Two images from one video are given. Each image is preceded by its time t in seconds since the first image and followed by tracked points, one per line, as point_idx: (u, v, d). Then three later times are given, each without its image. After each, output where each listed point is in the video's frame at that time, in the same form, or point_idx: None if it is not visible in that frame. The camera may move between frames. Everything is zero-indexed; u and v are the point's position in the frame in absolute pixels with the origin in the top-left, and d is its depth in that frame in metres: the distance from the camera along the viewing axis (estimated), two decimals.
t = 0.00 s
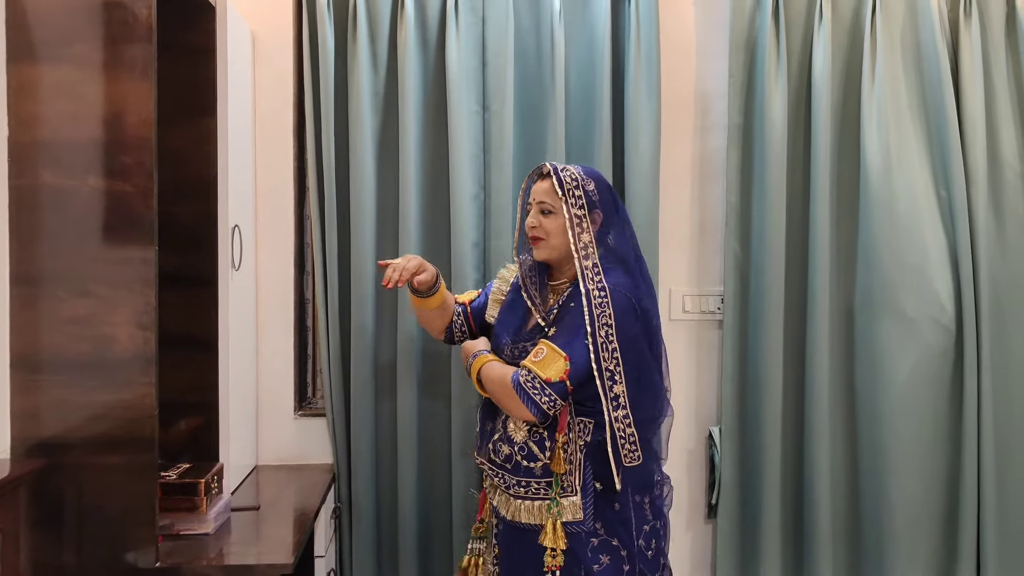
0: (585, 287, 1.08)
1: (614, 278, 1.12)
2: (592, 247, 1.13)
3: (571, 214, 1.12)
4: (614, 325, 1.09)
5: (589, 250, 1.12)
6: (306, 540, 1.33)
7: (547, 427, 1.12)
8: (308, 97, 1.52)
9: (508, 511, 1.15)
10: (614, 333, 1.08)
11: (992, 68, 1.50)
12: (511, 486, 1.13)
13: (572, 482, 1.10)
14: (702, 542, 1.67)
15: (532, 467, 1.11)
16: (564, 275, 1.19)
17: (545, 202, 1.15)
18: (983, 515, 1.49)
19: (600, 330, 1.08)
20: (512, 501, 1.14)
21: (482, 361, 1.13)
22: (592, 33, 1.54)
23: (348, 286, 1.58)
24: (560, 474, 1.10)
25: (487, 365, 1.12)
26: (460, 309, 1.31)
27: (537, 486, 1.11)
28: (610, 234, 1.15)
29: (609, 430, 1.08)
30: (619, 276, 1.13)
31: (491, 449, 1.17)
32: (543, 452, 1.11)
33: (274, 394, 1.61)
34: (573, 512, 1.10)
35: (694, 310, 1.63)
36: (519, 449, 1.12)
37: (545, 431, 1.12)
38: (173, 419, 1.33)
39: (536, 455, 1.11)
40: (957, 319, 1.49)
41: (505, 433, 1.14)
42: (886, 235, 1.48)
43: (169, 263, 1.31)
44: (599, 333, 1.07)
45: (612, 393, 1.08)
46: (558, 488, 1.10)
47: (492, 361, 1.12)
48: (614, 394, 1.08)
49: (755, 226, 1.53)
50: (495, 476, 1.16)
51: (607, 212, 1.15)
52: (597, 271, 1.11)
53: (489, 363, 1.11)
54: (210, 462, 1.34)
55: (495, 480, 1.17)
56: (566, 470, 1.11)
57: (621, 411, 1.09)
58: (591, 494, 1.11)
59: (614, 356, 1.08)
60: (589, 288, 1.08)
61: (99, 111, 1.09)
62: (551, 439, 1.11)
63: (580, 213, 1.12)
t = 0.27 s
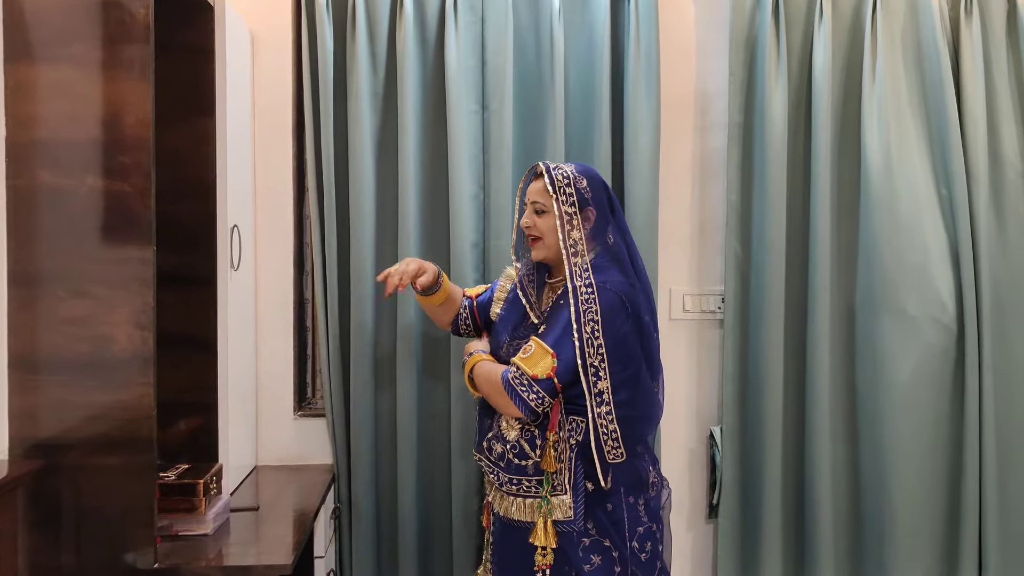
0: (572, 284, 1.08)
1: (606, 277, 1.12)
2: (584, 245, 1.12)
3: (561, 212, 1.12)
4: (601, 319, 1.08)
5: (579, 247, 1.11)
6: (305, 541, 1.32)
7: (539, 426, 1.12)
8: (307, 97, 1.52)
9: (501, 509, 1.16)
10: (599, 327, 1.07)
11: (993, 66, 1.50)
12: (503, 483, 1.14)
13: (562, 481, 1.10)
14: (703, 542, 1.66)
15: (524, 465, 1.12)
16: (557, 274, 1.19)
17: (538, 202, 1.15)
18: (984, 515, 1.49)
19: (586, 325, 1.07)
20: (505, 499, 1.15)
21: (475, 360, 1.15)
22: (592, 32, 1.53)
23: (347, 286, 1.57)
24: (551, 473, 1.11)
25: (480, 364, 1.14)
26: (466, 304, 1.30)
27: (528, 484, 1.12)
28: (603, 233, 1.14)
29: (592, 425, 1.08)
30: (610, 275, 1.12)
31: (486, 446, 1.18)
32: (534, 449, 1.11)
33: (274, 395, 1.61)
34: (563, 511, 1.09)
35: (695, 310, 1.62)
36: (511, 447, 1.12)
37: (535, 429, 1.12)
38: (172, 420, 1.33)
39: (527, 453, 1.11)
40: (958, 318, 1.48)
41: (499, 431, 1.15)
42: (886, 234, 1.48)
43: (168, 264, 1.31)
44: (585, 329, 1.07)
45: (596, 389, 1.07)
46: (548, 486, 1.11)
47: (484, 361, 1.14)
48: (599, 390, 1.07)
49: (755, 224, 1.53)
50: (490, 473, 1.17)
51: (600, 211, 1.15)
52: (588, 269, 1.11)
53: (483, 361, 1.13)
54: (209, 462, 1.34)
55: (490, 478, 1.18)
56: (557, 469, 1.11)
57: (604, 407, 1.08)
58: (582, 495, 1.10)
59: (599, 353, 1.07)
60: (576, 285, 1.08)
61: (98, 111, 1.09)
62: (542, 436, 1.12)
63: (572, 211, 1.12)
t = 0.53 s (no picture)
0: (588, 282, 1.05)
1: (615, 273, 1.10)
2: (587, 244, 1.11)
3: (562, 213, 1.10)
4: (622, 313, 1.04)
5: (585, 246, 1.10)
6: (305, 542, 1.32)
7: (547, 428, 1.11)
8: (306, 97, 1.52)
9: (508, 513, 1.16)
10: (623, 320, 1.04)
11: (994, 65, 1.50)
12: (512, 487, 1.14)
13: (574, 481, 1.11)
14: (703, 542, 1.66)
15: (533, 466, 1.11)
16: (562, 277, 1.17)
17: (536, 205, 1.12)
18: (986, 516, 1.48)
19: (611, 319, 1.03)
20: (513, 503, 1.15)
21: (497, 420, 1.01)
22: (591, 32, 1.53)
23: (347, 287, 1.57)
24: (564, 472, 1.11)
25: (500, 427, 1.01)
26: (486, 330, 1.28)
27: (538, 486, 1.12)
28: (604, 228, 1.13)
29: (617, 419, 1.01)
30: (617, 269, 1.10)
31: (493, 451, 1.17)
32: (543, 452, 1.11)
33: (273, 396, 1.61)
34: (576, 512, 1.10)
35: (695, 310, 1.62)
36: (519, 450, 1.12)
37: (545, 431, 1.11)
38: (171, 420, 1.32)
39: (536, 455, 1.11)
40: (959, 318, 1.48)
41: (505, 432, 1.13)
42: (887, 234, 1.47)
43: (167, 264, 1.31)
44: (610, 321, 1.02)
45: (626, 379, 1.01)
46: (559, 487, 1.11)
47: (503, 421, 1.01)
48: (627, 379, 1.02)
49: (755, 224, 1.53)
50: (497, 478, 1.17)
51: (598, 209, 1.14)
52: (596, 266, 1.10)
53: (501, 422, 1.01)
54: (209, 463, 1.33)
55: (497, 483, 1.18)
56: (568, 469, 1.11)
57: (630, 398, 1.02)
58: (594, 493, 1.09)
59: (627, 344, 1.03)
60: (591, 282, 1.06)
61: (96, 111, 1.09)
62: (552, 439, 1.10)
63: (571, 211, 1.11)
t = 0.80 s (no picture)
0: (619, 273, 1.00)
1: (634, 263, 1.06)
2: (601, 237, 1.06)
3: (570, 210, 1.05)
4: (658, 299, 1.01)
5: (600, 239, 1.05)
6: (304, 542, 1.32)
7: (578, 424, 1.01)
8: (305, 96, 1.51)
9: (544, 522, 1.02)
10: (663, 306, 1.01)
11: (995, 64, 1.49)
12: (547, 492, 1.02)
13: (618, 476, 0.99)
14: (703, 541, 1.65)
15: (569, 469, 1.01)
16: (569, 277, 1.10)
17: (538, 207, 1.07)
18: (988, 515, 1.48)
19: (654, 305, 0.99)
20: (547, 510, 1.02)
21: (604, 462, 0.91)
22: (591, 30, 1.52)
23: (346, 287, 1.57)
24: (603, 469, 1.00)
25: (614, 459, 0.92)
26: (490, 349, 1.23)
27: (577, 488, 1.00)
28: (608, 218, 1.09)
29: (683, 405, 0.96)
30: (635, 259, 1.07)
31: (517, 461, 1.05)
32: (579, 450, 1.01)
33: (272, 395, 1.60)
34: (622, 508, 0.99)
35: (695, 309, 1.62)
36: (552, 453, 1.02)
37: (579, 430, 1.01)
38: (170, 420, 1.32)
39: (571, 455, 1.01)
40: (960, 316, 1.47)
41: (532, 436, 1.03)
42: (888, 232, 1.47)
43: (166, 264, 1.31)
44: (655, 307, 0.99)
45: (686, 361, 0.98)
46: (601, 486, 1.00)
47: (612, 453, 0.92)
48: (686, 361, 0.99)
49: (756, 223, 1.52)
50: (525, 487, 1.04)
51: (600, 203, 1.10)
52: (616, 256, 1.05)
53: (613, 453, 0.92)
54: (208, 463, 1.33)
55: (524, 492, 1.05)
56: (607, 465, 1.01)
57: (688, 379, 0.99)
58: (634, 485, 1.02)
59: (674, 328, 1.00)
60: (621, 271, 1.01)
61: (96, 110, 1.08)
62: (587, 438, 1.01)
63: (580, 208, 1.06)
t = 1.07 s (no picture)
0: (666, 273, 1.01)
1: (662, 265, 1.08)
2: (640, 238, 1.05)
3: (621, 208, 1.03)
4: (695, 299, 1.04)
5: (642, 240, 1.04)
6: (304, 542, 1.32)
7: (635, 424, 0.97)
8: (303, 97, 1.51)
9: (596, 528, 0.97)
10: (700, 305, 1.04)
11: (995, 63, 1.49)
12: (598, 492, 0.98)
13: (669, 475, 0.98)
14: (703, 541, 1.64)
15: (625, 470, 0.97)
16: (601, 279, 1.05)
17: (592, 202, 1.01)
18: (989, 515, 1.47)
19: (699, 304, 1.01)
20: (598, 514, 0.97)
21: (681, 461, 0.89)
22: (589, 29, 1.52)
23: (346, 287, 1.57)
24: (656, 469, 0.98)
25: (685, 456, 0.90)
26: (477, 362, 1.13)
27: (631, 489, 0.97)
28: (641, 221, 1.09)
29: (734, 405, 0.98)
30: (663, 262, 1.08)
31: (567, 459, 0.99)
32: (635, 450, 0.97)
33: (271, 395, 1.60)
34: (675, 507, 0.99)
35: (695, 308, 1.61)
36: (608, 452, 0.97)
37: (635, 430, 0.97)
38: (169, 420, 1.32)
39: (627, 455, 0.97)
40: (960, 316, 1.47)
41: (586, 436, 0.98)
42: (888, 232, 1.47)
43: (165, 264, 1.30)
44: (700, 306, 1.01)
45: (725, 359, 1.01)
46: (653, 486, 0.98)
47: (683, 451, 0.90)
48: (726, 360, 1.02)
49: (756, 222, 1.52)
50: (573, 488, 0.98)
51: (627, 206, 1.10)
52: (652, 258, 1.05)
53: (684, 451, 0.90)
54: (207, 463, 1.33)
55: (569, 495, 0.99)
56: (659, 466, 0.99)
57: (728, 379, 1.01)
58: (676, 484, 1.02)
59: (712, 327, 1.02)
60: (666, 271, 1.02)
61: (94, 110, 1.08)
62: (643, 438, 0.97)
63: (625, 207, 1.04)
